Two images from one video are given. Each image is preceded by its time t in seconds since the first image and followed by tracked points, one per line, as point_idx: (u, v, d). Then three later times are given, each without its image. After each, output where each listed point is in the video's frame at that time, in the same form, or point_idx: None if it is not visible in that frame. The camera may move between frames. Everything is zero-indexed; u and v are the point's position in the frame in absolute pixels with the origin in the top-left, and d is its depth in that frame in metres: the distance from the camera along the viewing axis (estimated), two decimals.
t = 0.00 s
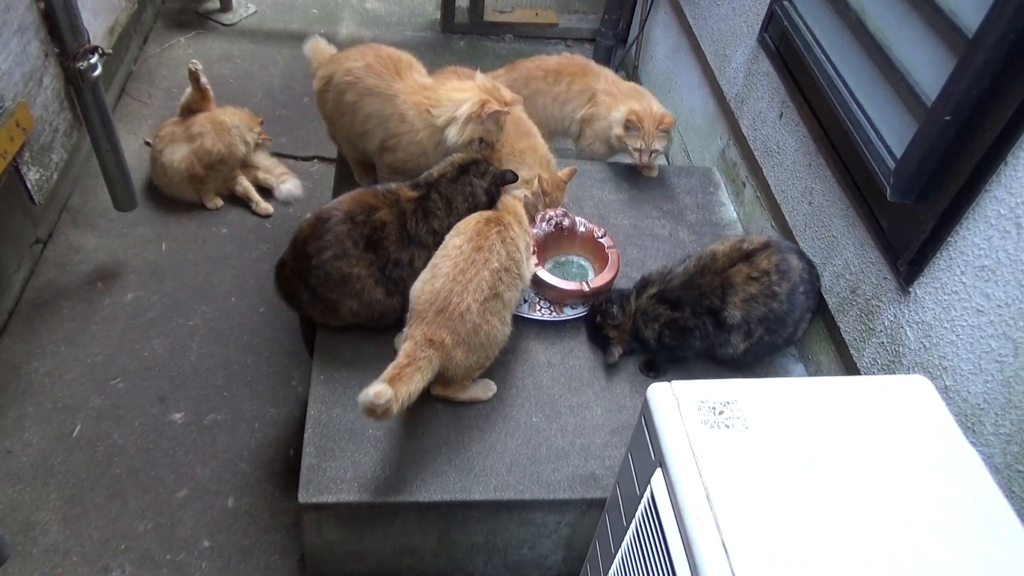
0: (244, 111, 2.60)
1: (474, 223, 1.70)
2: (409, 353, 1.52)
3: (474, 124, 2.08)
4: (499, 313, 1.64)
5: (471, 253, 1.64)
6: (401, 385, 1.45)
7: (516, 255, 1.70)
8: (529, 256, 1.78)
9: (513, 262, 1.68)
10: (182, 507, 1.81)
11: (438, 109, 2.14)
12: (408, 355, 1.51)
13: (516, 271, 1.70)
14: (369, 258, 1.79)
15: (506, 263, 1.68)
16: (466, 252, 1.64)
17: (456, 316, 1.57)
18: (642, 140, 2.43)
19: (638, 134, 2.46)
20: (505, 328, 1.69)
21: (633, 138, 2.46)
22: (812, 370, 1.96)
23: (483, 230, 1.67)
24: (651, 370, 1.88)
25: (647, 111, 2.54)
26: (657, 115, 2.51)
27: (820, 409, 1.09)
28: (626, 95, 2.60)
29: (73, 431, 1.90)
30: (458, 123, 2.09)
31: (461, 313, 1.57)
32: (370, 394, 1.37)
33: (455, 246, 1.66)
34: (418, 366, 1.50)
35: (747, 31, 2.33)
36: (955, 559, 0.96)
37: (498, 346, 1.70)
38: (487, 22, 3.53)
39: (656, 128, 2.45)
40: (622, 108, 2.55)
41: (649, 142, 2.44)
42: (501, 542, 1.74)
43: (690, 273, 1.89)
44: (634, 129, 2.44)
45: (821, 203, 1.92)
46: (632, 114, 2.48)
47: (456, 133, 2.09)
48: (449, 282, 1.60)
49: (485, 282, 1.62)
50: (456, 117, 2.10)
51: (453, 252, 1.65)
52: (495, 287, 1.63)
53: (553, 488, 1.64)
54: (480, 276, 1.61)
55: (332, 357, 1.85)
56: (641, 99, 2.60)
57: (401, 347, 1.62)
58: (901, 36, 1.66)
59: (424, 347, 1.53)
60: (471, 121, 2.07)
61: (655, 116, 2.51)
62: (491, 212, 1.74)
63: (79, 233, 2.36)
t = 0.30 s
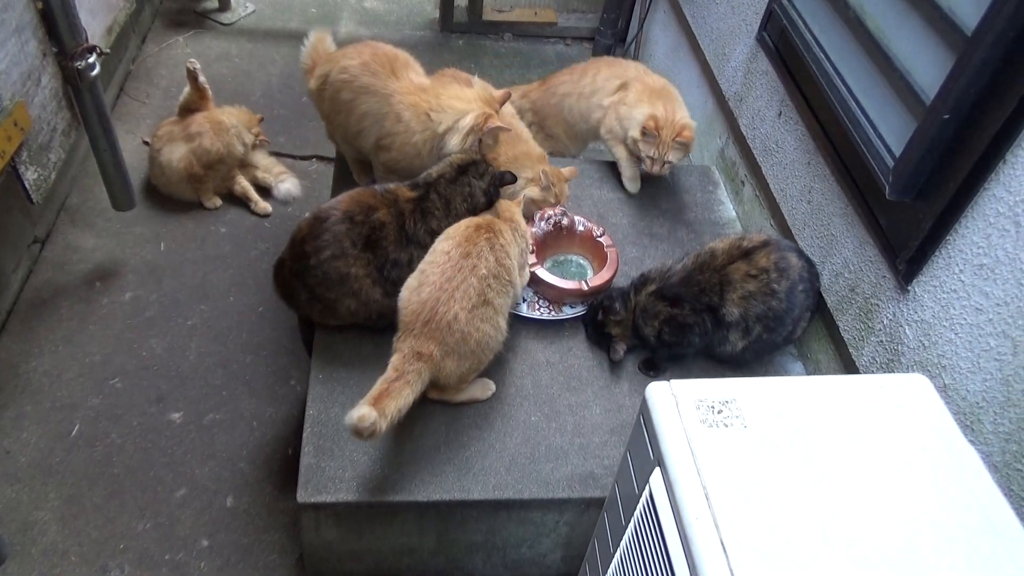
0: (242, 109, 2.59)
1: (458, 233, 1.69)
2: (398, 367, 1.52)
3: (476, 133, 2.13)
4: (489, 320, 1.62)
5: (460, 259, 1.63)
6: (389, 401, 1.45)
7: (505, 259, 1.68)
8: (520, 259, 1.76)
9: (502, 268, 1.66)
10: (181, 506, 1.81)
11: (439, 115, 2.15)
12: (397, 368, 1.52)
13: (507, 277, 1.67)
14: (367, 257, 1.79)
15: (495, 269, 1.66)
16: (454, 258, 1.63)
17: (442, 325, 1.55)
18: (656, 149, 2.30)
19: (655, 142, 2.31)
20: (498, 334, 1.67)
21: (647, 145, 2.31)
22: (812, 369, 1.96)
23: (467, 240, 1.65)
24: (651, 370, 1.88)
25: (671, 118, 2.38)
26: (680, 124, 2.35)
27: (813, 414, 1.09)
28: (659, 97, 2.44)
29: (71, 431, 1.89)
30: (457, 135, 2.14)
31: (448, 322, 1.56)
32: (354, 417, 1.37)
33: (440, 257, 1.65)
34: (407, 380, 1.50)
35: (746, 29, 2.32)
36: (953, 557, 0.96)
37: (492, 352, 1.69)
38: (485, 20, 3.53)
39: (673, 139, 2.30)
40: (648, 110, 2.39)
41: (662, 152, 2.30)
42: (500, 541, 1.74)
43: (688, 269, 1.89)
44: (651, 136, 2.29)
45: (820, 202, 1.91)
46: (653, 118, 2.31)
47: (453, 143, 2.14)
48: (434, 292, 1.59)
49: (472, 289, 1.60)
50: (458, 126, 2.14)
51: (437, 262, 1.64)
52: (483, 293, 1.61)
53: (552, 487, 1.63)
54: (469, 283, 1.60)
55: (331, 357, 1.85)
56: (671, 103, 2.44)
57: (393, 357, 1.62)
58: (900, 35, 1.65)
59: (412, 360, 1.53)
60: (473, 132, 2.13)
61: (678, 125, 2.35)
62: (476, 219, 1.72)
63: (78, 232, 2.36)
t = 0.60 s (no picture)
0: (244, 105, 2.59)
1: (452, 239, 1.69)
2: (392, 373, 1.52)
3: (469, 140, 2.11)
4: (484, 326, 1.62)
5: (455, 264, 1.63)
6: (383, 408, 1.45)
7: (500, 265, 1.68)
8: (515, 265, 1.76)
9: (497, 275, 1.66)
10: (181, 505, 1.81)
11: (441, 124, 2.15)
12: (391, 375, 1.52)
13: (501, 283, 1.68)
14: (366, 256, 1.79)
15: (490, 276, 1.66)
16: (449, 263, 1.63)
17: (436, 332, 1.55)
18: (646, 170, 2.21)
19: (647, 165, 2.23)
20: (495, 337, 1.67)
21: (638, 165, 2.24)
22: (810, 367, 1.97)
23: (461, 246, 1.66)
24: (648, 367, 1.89)
25: (667, 144, 2.31)
26: (675, 150, 2.27)
27: (810, 414, 1.09)
28: (662, 121, 2.38)
29: (70, 430, 1.90)
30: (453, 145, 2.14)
31: (442, 327, 1.56)
32: (348, 429, 1.38)
33: (434, 263, 1.65)
34: (401, 388, 1.50)
35: (745, 29, 2.32)
36: (949, 556, 0.96)
37: (488, 355, 1.69)
38: (485, 19, 3.53)
39: (665, 164, 2.22)
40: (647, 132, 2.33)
41: (652, 176, 2.22)
42: (498, 540, 1.74)
43: (681, 268, 1.91)
44: (644, 159, 2.21)
45: (819, 202, 1.92)
46: (647, 140, 2.25)
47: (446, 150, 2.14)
48: (428, 298, 1.59)
49: (466, 294, 1.60)
50: (455, 137, 2.15)
51: (431, 269, 1.64)
52: (477, 298, 1.61)
53: (551, 485, 1.64)
54: (463, 288, 1.60)
55: (330, 356, 1.85)
56: (672, 128, 2.38)
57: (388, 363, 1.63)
58: (899, 34, 1.65)
59: (406, 367, 1.53)
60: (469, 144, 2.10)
61: (672, 151, 2.27)
62: (471, 226, 1.73)
63: (77, 231, 2.36)
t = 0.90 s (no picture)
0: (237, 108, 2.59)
1: (451, 236, 1.69)
2: (391, 368, 1.52)
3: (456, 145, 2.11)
4: (483, 322, 1.62)
5: (454, 260, 1.63)
6: (383, 402, 1.46)
7: (498, 263, 1.68)
8: (514, 263, 1.76)
9: (496, 271, 1.66)
10: (180, 505, 1.82)
11: (440, 126, 2.14)
12: (390, 370, 1.52)
13: (500, 280, 1.68)
14: (364, 255, 1.79)
15: (490, 272, 1.66)
16: (448, 259, 1.63)
17: (435, 327, 1.55)
18: (618, 189, 2.18)
19: (622, 183, 2.19)
20: (493, 334, 1.67)
21: (614, 183, 2.21)
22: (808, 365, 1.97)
23: (460, 242, 1.66)
24: (648, 366, 1.89)
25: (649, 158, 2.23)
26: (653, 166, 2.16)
27: (807, 411, 1.09)
28: (653, 134, 2.29)
29: (69, 430, 1.90)
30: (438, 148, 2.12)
31: (441, 323, 1.56)
32: (347, 420, 1.38)
33: (433, 260, 1.65)
34: (400, 382, 1.50)
35: (743, 27, 2.32)
36: (944, 551, 0.96)
37: (487, 352, 1.69)
38: (482, 18, 3.52)
39: (638, 182, 2.15)
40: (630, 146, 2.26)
41: (623, 195, 2.17)
42: (497, 538, 1.74)
43: (675, 266, 1.90)
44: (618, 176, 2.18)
45: (816, 199, 1.92)
46: (625, 156, 2.19)
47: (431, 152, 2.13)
48: (427, 294, 1.59)
49: (465, 291, 1.60)
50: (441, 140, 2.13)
51: (429, 265, 1.64)
52: (476, 295, 1.62)
53: (549, 484, 1.64)
54: (463, 283, 1.60)
55: (328, 356, 1.86)
56: (660, 140, 2.27)
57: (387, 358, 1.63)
58: (896, 32, 1.65)
59: (405, 362, 1.53)
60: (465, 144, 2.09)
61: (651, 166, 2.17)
62: (469, 223, 1.73)
63: (75, 232, 2.36)
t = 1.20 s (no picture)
0: (239, 108, 2.59)
1: (452, 235, 1.69)
2: (391, 364, 1.52)
3: (434, 143, 2.10)
4: (483, 320, 1.62)
5: (454, 258, 1.63)
6: (384, 396, 1.46)
7: (498, 261, 1.68)
8: (514, 261, 1.77)
9: (496, 269, 1.66)
10: (180, 505, 1.82)
11: (423, 123, 2.14)
12: (391, 366, 1.52)
13: (500, 278, 1.68)
14: (364, 255, 1.79)
15: (490, 270, 1.66)
16: (449, 257, 1.63)
17: (437, 323, 1.55)
18: (623, 232, 2.13)
19: (625, 224, 2.14)
20: (493, 332, 1.67)
21: (616, 226, 2.15)
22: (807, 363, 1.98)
23: (461, 241, 1.66)
24: (645, 364, 1.90)
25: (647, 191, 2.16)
26: (655, 203, 2.10)
27: (806, 408, 1.09)
28: (643, 165, 2.21)
29: (69, 430, 1.90)
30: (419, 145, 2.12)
31: (442, 319, 1.56)
32: (351, 409, 1.38)
33: (434, 258, 1.65)
34: (401, 378, 1.50)
35: (740, 25, 2.32)
36: (943, 546, 0.96)
37: (486, 350, 1.69)
38: (481, 17, 3.52)
39: (644, 223, 2.10)
40: (623, 184, 2.18)
41: (632, 236, 2.13)
42: (497, 537, 1.75)
43: (662, 267, 1.88)
44: (621, 220, 2.11)
45: (814, 197, 1.92)
46: (623, 199, 2.12)
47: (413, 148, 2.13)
48: (428, 291, 1.59)
49: (466, 288, 1.60)
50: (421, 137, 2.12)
51: (431, 263, 1.64)
52: (477, 292, 1.62)
53: (549, 482, 1.64)
54: (464, 281, 1.60)
55: (327, 355, 1.86)
56: (654, 171, 2.19)
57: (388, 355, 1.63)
58: (893, 29, 1.65)
59: (406, 358, 1.53)
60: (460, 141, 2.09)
61: (653, 204, 2.11)
62: (470, 222, 1.73)
63: (74, 232, 2.36)
